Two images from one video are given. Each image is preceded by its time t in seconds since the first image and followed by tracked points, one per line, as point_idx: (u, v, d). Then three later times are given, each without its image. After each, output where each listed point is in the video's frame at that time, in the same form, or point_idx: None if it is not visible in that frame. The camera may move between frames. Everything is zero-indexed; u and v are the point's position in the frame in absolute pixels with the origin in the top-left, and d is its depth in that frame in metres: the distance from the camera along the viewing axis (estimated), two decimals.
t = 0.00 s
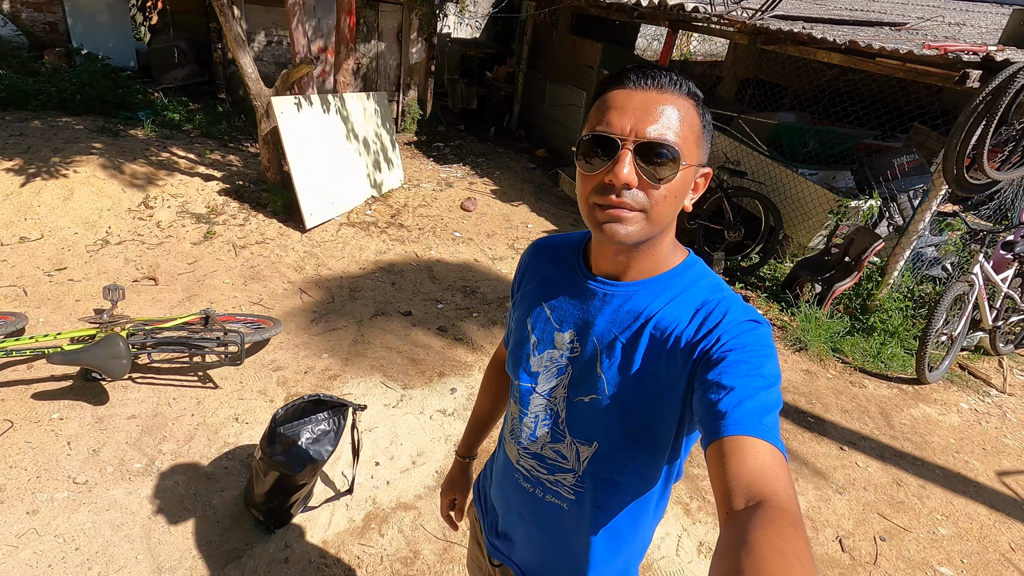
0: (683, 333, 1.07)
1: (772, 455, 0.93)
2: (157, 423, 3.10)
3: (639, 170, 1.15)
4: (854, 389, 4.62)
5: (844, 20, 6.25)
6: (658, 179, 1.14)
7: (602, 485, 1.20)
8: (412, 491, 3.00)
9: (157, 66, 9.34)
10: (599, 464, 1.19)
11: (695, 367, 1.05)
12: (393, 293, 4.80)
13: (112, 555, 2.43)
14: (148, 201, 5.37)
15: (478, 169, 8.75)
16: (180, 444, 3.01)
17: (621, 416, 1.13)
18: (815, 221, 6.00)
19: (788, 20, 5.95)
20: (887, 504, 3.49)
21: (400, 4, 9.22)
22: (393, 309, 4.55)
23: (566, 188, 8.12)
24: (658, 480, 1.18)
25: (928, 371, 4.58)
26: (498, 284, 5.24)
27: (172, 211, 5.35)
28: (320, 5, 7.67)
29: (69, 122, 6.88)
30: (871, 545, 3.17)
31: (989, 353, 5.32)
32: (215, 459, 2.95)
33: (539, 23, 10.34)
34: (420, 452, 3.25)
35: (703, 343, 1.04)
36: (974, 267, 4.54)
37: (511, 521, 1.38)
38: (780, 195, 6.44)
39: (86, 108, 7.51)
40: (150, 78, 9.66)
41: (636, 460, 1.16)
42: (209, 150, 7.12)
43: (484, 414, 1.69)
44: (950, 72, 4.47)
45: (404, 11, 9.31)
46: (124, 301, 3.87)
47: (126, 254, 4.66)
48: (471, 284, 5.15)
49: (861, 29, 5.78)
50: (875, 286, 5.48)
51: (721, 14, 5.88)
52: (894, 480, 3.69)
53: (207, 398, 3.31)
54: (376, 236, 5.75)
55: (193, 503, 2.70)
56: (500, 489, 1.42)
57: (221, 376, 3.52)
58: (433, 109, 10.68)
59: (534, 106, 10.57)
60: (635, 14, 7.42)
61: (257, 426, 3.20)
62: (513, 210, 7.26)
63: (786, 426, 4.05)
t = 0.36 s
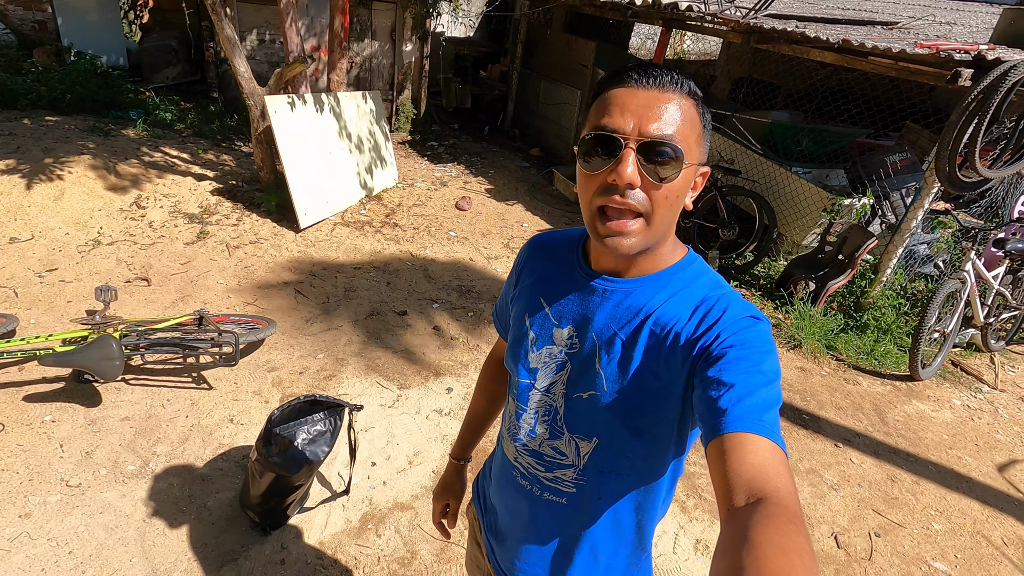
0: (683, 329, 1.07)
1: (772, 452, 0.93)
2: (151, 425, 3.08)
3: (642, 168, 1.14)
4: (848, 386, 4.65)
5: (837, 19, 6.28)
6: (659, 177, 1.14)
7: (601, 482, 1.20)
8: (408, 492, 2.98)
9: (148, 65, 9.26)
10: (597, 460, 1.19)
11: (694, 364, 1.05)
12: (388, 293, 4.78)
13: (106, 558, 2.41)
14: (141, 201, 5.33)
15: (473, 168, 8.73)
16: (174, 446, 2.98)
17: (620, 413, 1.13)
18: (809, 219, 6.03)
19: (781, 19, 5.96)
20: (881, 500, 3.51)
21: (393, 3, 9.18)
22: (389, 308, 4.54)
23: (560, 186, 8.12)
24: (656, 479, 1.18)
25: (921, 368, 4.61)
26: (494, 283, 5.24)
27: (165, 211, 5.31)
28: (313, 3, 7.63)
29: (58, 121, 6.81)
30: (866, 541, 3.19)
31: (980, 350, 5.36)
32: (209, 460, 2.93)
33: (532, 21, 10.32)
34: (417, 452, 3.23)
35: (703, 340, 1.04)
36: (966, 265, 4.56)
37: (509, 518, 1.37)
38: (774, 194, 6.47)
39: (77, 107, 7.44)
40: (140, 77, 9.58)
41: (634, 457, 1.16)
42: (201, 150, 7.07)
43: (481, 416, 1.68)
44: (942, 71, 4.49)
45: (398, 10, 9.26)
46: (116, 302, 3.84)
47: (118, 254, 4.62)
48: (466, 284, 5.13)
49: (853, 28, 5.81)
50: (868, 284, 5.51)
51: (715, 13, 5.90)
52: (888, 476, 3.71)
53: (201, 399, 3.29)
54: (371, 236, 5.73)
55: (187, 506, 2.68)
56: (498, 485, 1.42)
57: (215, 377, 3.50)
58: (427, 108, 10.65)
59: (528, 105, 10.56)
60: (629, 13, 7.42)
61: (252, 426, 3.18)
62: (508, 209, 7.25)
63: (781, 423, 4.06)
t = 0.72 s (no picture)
0: (677, 327, 1.08)
1: (765, 448, 0.94)
2: (145, 425, 3.07)
3: (640, 166, 1.15)
4: (841, 383, 4.68)
5: (830, 18, 6.31)
6: (657, 176, 1.15)
7: (595, 480, 1.21)
8: (403, 490, 2.99)
9: (140, 63, 9.21)
10: (591, 458, 1.19)
11: (687, 362, 1.05)
12: (383, 291, 4.78)
13: (100, 558, 2.40)
14: (133, 200, 5.31)
15: (468, 167, 8.73)
16: (168, 445, 2.98)
17: (614, 411, 1.13)
18: (802, 217, 6.06)
19: (774, 18, 5.99)
20: (874, 495, 3.54)
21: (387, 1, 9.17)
22: (384, 307, 4.54)
23: (555, 185, 8.13)
24: (650, 477, 1.19)
25: (913, 364, 4.64)
26: (489, 281, 5.24)
27: (158, 211, 5.29)
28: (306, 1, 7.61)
29: (50, 120, 6.77)
30: (858, 537, 3.21)
31: (972, 347, 5.41)
32: (203, 460, 2.93)
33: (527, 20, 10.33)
34: (412, 450, 3.24)
35: (696, 338, 1.05)
36: (957, 262, 4.60)
37: (505, 515, 1.38)
38: (768, 192, 6.49)
39: (69, 106, 7.40)
40: (133, 76, 9.53)
41: (628, 455, 1.16)
42: (194, 149, 7.04)
43: (472, 415, 1.68)
44: (933, 70, 4.53)
45: (392, 8, 9.25)
46: (109, 302, 3.82)
47: (111, 254, 4.60)
48: (461, 282, 5.14)
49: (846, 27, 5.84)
50: (861, 281, 5.54)
51: (708, 11, 5.91)
52: (881, 472, 3.74)
53: (195, 398, 3.28)
54: (366, 235, 5.72)
55: (181, 506, 2.67)
56: (493, 483, 1.43)
57: (209, 377, 3.49)
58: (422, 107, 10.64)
59: (523, 104, 10.56)
60: (623, 11, 7.43)
61: (247, 426, 3.18)
62: (502, 207, 7.26)
63: (775, 420, 4.09)
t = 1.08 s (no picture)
0: (670, 329, 1.08)
1: (758, 450, 0.94)
2: (137, 426, 3.05)
3: (635, 167, 1.15)
4: (834, 381, 4.70)
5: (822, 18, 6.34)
6: (651, 177, 1.15)
7: (588, 481, 1.21)
8: (397, 491, 2.98)
9: (132, 63, 9.16)
10: (584, 458, 1.19)
11: (680, 364, 1.05)
12: (378, 292, 4.76)
13: (91, 562, 2.39)
14: (125, 200, 5.27)
15: (462, 167, 8.72)
16: (160, 447, 2.96)
17: (608, 413, 1.13)
18: (796, 216, 6.08)
19: (767, 17, 6.01)
20: (867, 493, 3.55)
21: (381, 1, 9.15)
22: (378, 307, 4.52)
23: (550, 184, 8.13)
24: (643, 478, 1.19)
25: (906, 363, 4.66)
26: (483, 281, 5.23)
27: (150, 211, 5.25)
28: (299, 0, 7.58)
29: (40, 120, 6.72)
30: (851, 534, 3.23)
31: (964, 344, 5.44)
32: (195, 462, 2.91)
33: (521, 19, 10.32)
34: (406, 451, 3.23)
35: (690, 339, 1.05)
36: (949, 260, 4.63)
37: (497, 517, 1.38)
38: (761, 191, 6.51)
39: (60, 106, 7.34)
40: (125, 76, 9.47)
41: (622, 456, 1.16)
42: (187, 148, 7.00)
43: (462, 418, 1.67)
44: (924, 69, 4.56)
45: (386, 8, 9.23)
46: (100, 303, 3.80)
47: (103, 254, 4.57)
48: (456, 282, 5.13)
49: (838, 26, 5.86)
50: (854, 280, 5.56)
51: (702, 11, 5.92)
52: (874, 470, 3.75)
53: (188, 399, 3.27)
54: (360, 235, 5.70)
55: (173, 508, 2.66)
56: (486, 485, 1.42)
57: (202, 378, 3.47)
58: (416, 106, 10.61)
59: (517, 103, 10.55)
60: (617, 11, 7.43)
61: (240, 427, 3.16)
62: (497, 207, 7.25)
63: (768, 418, 4.10)
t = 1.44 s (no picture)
0: (664, 328, 1.08)
1: (754, 448, 0.94)
2: (131, 430, 3.03)
3: (628, 166, 1.15)
4: (828, 379, 4.72)
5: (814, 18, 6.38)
6: (644, 177, 1.15)
7: (583, 481, 1.21)
8: (393, 493, 2.97)
9: (124, 64, 9.10)
10: (579, 458, 1.19)
11: (674, 362, 1.06)
12: (373, 293, 4.75)
13: (84, 566, 2.37)
14: (118, 203, 5.24)
15: (457, 168, 8.71)
16: (154, 451, 2.94)
17: (602, 412, 1.13)
18: (790, 215, 6.11)
19: (760, 18, 6.04)
20: (862, 490, 3.57)
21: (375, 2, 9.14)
22: (373, 309, 4.51)
23: (544, 185, 8.13)
24: (638, 478, 1.19)
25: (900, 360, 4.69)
26: (478, 282, 5.23)
27: (143, 213, 5.22)
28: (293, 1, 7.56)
29: (31, 122, 6.67)
30: (847, 532, 3.24)
31: (956, 342, 5.48)
32: (190, 465, 2.89)
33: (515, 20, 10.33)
34: (402, 453, 3.22)
35: (684, 338, 1.05)
36: (941, 258, 4.66)
37: (493, 518, 1.37)
38: (755, 191, 6.53)
39: (51, 108, 7.29)
40: (117, 78, 9.42)
41: (617, 455, 1.16)
42: (180, 151, 6.97)
43: (456, 418, 1.67)
44: (916, 69, 4.59)
45: (379, 9, 9.22)
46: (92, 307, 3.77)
47: (95, 257, 4.54)
48: (450, 283, 5.12)
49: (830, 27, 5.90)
50: (848, 278, 5.59)
51: (695, 11, 5.94)
52: (868, 467, 3.77)
53: (182, 403, 3.25)
54: (354, 236, 5.68)
55: (168, 513, 2.64)
56: (481, 487, 1.42)
57: (196, 381, 3.45)
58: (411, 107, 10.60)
59: (511, 104, 10.55)
60: (610, 12, 7.45)
61: (234, 430, 3.15)
62: (492, 207, 7.25)
63: (764, 417, 4.12)
